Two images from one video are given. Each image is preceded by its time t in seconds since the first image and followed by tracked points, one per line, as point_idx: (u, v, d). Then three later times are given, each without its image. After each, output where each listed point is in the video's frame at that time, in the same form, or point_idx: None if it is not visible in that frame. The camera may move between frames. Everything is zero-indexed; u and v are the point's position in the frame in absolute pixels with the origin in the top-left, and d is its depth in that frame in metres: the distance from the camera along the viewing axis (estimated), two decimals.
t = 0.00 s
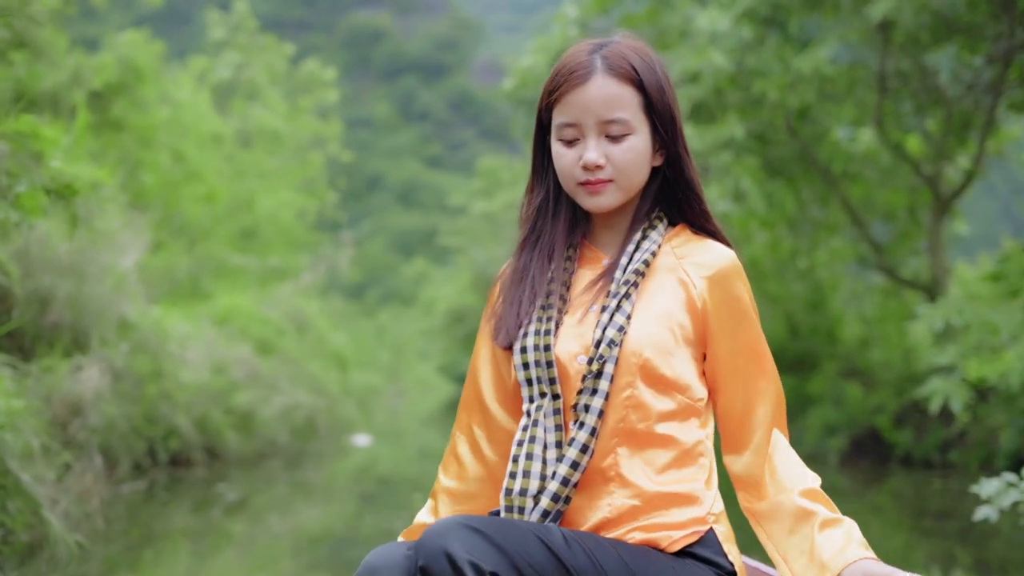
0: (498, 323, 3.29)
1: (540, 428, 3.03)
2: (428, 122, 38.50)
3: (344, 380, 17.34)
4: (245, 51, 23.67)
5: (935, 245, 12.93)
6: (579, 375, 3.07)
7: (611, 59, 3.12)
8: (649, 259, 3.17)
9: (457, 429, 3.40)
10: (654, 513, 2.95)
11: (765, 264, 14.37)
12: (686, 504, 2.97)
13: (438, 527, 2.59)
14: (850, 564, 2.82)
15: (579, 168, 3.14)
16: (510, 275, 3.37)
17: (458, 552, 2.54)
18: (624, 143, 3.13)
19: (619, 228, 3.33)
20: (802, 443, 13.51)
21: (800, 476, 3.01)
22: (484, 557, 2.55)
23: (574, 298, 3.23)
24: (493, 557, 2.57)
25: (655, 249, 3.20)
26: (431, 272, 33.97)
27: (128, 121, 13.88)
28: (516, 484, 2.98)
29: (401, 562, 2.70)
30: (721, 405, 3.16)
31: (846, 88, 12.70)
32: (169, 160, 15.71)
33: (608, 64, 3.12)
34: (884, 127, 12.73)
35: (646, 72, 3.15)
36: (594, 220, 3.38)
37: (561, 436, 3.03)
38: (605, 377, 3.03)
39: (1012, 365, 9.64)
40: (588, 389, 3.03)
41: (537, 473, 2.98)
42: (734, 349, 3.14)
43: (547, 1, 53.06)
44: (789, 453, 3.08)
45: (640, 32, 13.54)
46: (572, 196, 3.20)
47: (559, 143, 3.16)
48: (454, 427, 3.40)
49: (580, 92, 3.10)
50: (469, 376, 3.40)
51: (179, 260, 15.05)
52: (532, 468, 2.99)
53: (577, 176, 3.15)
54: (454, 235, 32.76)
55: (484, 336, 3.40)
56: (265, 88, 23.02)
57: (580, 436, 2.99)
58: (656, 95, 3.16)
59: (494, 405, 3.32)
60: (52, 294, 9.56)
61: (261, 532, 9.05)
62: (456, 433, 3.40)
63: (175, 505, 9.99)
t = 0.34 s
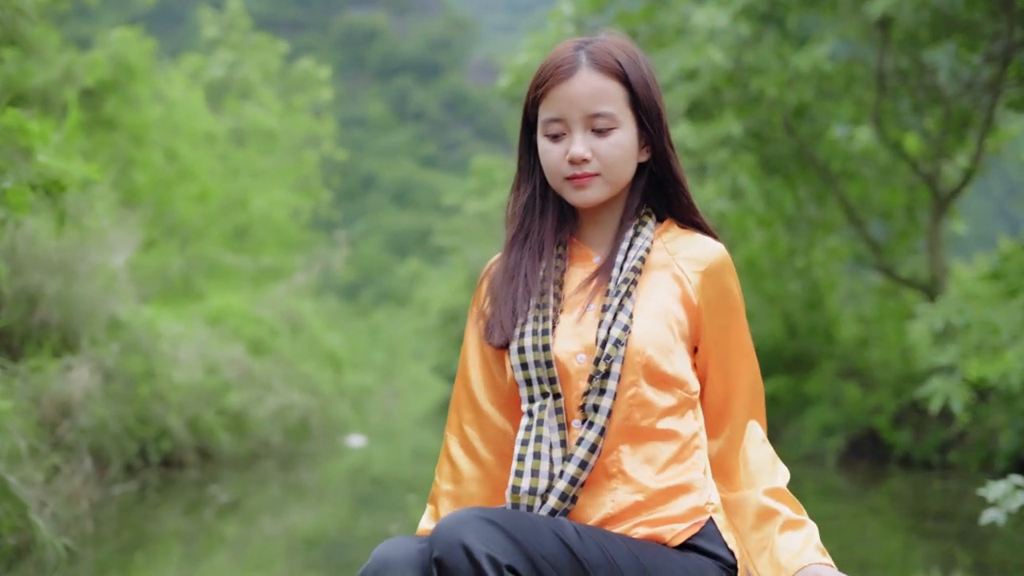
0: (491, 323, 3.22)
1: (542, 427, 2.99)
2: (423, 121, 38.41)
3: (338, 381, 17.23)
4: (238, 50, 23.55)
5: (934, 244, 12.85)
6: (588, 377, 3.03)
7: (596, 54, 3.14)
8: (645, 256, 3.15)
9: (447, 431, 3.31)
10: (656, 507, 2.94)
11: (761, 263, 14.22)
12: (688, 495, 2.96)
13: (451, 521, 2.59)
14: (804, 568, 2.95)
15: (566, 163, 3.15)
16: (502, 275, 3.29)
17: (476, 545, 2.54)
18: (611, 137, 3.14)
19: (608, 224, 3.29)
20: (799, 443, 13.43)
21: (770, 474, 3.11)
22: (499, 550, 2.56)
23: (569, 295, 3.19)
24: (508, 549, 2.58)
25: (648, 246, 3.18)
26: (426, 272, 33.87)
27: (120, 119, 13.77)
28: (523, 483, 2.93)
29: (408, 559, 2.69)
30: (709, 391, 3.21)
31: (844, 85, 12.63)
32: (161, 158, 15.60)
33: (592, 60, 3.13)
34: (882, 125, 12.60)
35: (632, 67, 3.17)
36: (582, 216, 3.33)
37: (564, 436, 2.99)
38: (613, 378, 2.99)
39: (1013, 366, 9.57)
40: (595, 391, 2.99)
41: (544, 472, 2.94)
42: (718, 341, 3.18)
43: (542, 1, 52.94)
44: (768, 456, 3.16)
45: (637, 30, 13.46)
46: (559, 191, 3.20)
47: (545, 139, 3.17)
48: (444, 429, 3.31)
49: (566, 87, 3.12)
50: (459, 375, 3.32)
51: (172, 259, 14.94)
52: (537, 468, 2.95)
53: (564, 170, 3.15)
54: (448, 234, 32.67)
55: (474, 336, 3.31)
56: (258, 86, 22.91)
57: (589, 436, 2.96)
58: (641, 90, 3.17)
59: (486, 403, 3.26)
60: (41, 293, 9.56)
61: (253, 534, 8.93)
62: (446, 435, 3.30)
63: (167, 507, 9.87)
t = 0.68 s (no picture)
0: (476, 322, 3.12)
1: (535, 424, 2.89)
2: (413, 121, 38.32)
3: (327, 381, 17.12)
4: (228, 48, 23.41)
5: (928, 244, 12.75)
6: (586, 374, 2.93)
7: (581, 50, 3.10)
8: (632, 253, 3.09)
9: (427, 430, 3.20)
10: (652, 504, 2.87)
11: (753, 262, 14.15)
12: (682, 486, 2.90)
13: (460, 516, 2.55)
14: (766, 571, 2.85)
15: (549, 156, 3.08)
16: (488, 274, 3.19)
17: (486, 542, 2.50)
18: (594, 130, 3.09)
19: (593, 221, 3.22)
20: (792, 443, 13.33)
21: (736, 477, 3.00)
22: (508, 545, 2.53)
23: (556, 292, 3.10)
24: (517, 546, 2.55)
25: (635, 244, 3.12)
26: (416, 271, 33.75)
27: (109, 117, 13.65)
28: (522, 484, 2.83)
29: (413, 554, 2.63)
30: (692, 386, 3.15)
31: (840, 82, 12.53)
32: (150, 156, 15.47)
33: (577, 56, 3.09)
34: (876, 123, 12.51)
35: (617, 65, 3.13)
36: (566, 213, 3.25)
37: (558, 435, 2.90)
38: (611, 377, 2.91)
39: (1010, 365, 9.54)
40: (593, 389, 2.90)
41: (541, 472, 2.84)
42: (704, 340, 3.13)
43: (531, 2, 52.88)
44: (742, 435, 3.09)
45: (629, 28, 13.36)
46: (541, 186, 3.13)
47: (529, 133, 3.11)
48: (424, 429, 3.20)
49: (550, 81, 3.07)
50: (440, 373, 3.22)
51: (160, 258, 14.81)
52: (534, 468, 2.85)
53: (547, 164, 3.08)
54: (439, 234, 32.56)
55: (460, 336, 3.21)
56: (248, 84, 22.77)
57: (588, 436, 2.87)
58: (625, 87, 3.13)
59: (471, 401, 3.17)
60: (26, 292, 9.47)
61: (242, 536, 8.80)
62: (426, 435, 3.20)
63: (155, 509, 9.74)
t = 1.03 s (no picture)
0: (462, 317, 3.15)
1: (528, 424, 2.92)
2: (404, 121, 38.22)
3: (319, 382, 17.00)
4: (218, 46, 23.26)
5: (923, 243, 12.66)
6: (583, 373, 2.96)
7: (571, 50, 3.13)
8: (623, 255, 3.13)
9: (408, 420, 3.26)
10: (648, 503, 2.91)
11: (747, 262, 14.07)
12: (676, 489, 2.94)
13: (467, 511, 2.54)
14: None
15: (537, 152, 3.10)
16: (474, 270, 3.22)
17: (495, 538, 2.49)
18: (582, 126, 3.11)
19: (581, 220, 3.24)
20: (786, 444, 13.26)
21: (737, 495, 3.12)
22: (515, 542, 2.52)
23: (544, 292, 3.12)
24: (525, 542, 2.54)
25: (626, 245, 3.16)
26: (407, 271, 33.62)
27: (97, 115, 13.52)
28: (520, 484, 2.85)
29: (424, 551, 2.60)
30: (686, 384, 3.21)
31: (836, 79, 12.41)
32: (140, 155, 15.34)
33: (567, 55, 3.12)
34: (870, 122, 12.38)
35: (605, 64, 3.16)
36: (552, 212, 3.26)
37: (552, 437, 2.93)
38: (610, 378, 2.93)
39: (1008, 365, 9.40)
40: (592, 391, 2.92)
41: (538, 472, 2.86)
42: (689, 342, 3.18)
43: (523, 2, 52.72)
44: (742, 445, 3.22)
45: (623, 26, 13.26)
46: (528, 182, 3.14)
47: (517, 130, 3.13)
48: (405, 418, 3.27)
49: (539, 78, 3.09)
50: (424, 363, 3.28)
51: (149, 257, 14.67)
52: (530, 469, 2.86)
53: (535, 160, 3.10)
54: (430, 234, 32.45)
55: (445, 330, 3.26)
56: (238, 83, 22.64)
57: (589, 436, 2.89)
58: (615, 87, 3.16)
59: (456, 393, 3.24)
60: (10, 292, 9.43)
61: (232, 538, 8.70)
62: (405, 423, 3.26)
63: (143, 511, 9.62)
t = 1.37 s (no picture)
0: (455, 313, 3.17)
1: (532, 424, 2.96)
2: (397, 121, 38.17)
3: (310, 382, 16.88)
4: (209, 44, 23.11)
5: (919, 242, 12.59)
6: (591, 375, 3.00)
7: (564, 49, 3.16)
8: (622, 259, 3.16)
9: (395, 408, 3.30)
10: (650, 502, 2.97)
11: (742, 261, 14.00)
12: (678, 491, 3.01)
13: (490, 508, 2.62)
14: None
15: (532, 150, 3.12)
16: (465, 266, 3.22)
17: (520, 534, 2.58)
18: (577, 125, 3.14)
19: (574, 221, 3.26)
20: (781, 444, 13.22)
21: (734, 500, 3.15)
22: (540, 538, 2.61)
23: (540, 291, 3.15)
24: (548, 539, 2.63)
25: (622, 247, 3.20)
26: (399, 270, 33.48)
27: (88, 113, 13.41)
28: (531, 484, 2.88)
29: (445, 547, 2.69)
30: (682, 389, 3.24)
31: (833, 78, 12.25)
32: (130, 154, 15.22)
33: (561, 55, 3.15)
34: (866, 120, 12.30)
35: (598, 64, 3.20)
36: (546, 210, 3.28)
37: (555, 438, 2.97)
38: (623, 383, 2.97)
39: (1007, 365, 9.26)
40: (604, 397, 2.96)
41: (547, 472, 2.90)
42: (681, 342, 3.22)
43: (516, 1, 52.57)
44: (741, 452, 3.24)
45: (618, 23, 13.18)
46: (521, 181, 3.17)
47: (511, 129, 3.15)
48: (392, 407, 3.30)
49: (532, 77, 3.12)
50: (413, 353, 3.30)
51: (139, 257, 14.56)
52: (540, 469, 2.90)
53: (529, 158, 3.12)
54: (423, 234, 32.37)
55: (438, 324, 3.28)
56: (229, 82, 22.50)
57: (605, 440, 2.94)
58: (608, 88, 3.20)
59: (445, 385, 3.27)
60: None
61: (223, 540, 8.60)
62: (391, 413, 3.30)
63: (133, 513, 9.52)
